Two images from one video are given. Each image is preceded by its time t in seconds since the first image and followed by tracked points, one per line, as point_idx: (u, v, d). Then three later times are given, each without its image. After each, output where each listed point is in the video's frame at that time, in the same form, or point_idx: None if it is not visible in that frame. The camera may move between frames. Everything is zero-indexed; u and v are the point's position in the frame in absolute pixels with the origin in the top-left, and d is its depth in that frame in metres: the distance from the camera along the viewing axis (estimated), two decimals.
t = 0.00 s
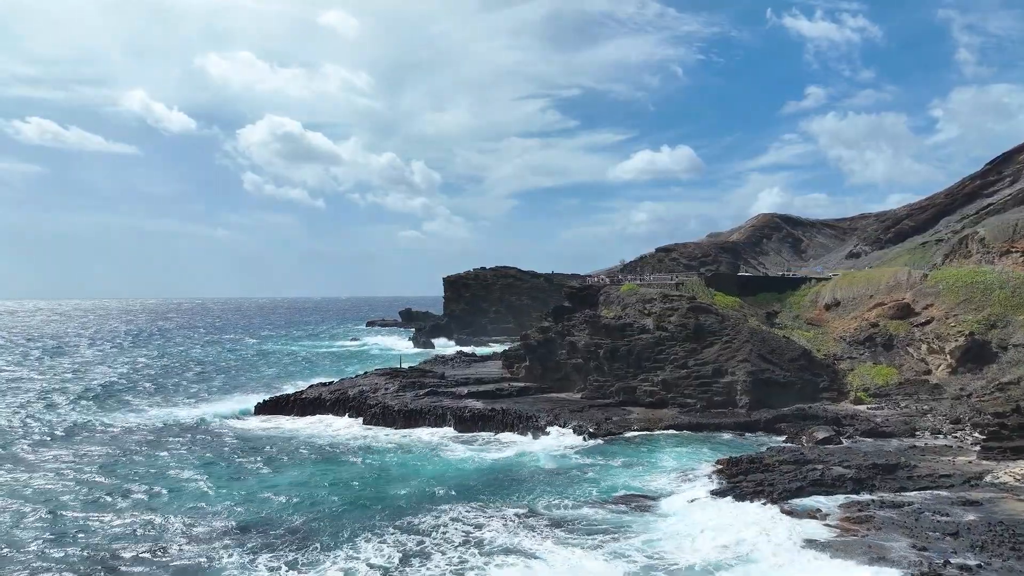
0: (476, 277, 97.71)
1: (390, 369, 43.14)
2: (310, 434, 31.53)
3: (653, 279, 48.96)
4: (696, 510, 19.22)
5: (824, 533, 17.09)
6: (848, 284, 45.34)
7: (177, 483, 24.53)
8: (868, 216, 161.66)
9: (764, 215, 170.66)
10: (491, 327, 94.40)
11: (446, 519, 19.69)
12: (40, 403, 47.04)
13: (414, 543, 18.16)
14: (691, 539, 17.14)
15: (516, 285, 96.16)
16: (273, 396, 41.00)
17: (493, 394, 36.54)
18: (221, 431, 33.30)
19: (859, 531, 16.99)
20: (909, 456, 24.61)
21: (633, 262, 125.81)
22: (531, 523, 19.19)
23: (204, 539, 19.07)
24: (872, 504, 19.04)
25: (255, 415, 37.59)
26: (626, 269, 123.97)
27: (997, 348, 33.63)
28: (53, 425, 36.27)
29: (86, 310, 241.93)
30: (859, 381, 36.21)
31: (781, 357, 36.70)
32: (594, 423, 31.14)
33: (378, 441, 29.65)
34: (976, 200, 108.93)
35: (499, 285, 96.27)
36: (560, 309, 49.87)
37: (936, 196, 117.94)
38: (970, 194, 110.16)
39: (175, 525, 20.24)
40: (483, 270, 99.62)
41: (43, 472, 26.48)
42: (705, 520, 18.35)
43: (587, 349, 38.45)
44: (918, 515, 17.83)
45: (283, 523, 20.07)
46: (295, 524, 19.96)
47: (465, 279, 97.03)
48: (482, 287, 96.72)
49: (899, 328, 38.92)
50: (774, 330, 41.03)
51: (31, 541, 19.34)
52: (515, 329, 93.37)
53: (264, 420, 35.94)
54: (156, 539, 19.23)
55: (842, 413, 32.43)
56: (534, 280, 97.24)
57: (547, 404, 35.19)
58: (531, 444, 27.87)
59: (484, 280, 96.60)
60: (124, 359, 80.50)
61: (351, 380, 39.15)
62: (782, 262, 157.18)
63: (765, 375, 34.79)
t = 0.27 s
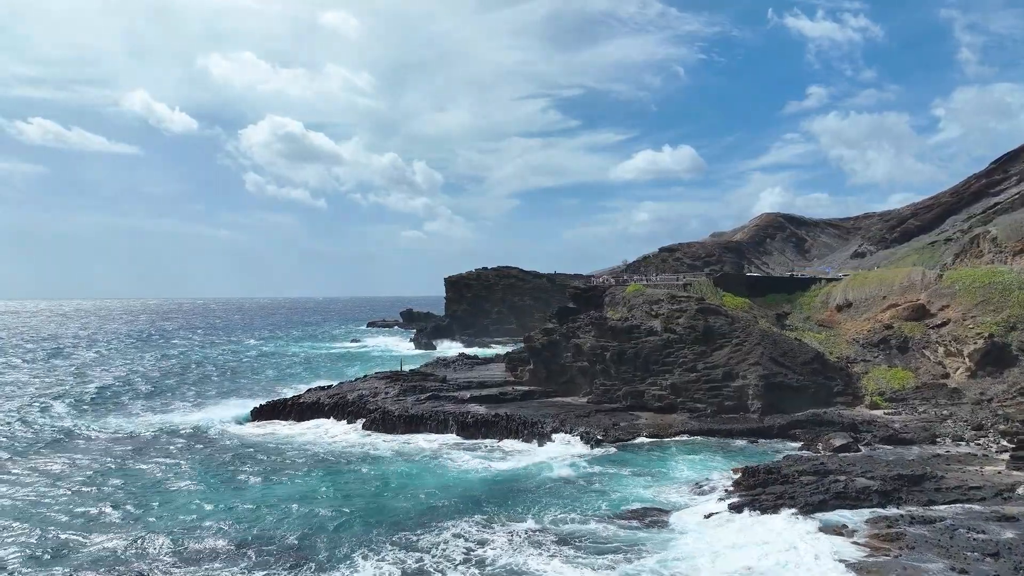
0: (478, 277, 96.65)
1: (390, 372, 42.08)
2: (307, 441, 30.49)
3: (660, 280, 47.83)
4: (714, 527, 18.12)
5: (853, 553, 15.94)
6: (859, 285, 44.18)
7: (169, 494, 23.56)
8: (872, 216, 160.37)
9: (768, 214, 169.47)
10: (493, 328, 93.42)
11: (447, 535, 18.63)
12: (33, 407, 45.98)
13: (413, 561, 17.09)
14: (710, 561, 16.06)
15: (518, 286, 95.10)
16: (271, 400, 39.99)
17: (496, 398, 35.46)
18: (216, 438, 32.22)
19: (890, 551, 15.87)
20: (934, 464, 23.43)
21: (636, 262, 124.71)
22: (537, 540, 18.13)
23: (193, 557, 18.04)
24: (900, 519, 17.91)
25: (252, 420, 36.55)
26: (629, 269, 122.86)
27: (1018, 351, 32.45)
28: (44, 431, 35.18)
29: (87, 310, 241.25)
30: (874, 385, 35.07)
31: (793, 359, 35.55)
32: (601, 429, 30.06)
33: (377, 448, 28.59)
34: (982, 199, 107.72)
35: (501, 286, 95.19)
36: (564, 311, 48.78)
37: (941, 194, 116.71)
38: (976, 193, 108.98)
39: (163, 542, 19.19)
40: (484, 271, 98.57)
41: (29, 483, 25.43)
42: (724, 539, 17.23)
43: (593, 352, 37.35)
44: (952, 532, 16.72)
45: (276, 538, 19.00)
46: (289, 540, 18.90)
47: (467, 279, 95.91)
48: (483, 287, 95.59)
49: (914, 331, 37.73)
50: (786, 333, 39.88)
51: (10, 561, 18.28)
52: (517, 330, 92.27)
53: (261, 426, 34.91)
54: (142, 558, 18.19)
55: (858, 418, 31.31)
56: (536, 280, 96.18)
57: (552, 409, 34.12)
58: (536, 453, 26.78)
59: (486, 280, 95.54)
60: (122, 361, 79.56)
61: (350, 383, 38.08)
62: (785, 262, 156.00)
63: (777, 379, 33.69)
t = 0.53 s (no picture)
0: (480, 277, 95.60)
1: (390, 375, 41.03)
2: (304, 448, 29.47)
3: (666, 280, 46.71)
4: (733, 545, 17.07)
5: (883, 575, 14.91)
6: (871, 285, 43.06)
7: (157, 507, 22.53)
8: (876, 215, 159.13)
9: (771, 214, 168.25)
10: (495, 328, 92.52)
11: (448, 552, 17.59)
12: (25, 412, 44.99)
13: None
14: None
15: (520, 286, 94.08)
16: (269, 404, 38.99)
17: (499, 402, 34.41)
18: (210, 444, 31.23)
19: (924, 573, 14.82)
20: (959, 474, 22.35)
21: (639, 262, 123.60)
22: (544, 557, 17.08)
23: None
24: (931, 536, 16.85)
25: (249, 425, 35.53)
26: (632, 270, 121.78)
27: None
28: (33, 438, 34.18)
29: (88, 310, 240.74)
30: (889, 389, 34.00)
31: (806, 362, 34.45)
32: (609, 436, 29.02)
33: (376, 456, 27.56)
34: (988, 198, 106.47)
35: (503, 286, 94.12)
36: (568, 312, 47.71)
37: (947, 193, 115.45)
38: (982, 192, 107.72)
39: (148, 559, 18.19)
40: (486, 271, 97.51)
41: (13, 494, 24.44)
42: (744, 558, 16.18)
43: (598, 354, 36.28)
44: (988, 552, 15.66)
45: (267, 555, 17.99)
46: (281, 556, 17.89)
47: (468, 280, 94.71)
48: (485, 288, 94.43)
49: (929, 333, 36.63)
50: (796, 335, 38.80)
51: None
52: (519, 331, 91.23)
53: (257, 431, 33.88)
54: None
55: (874, 423, 30.24)
56: (538, 280, 95.04)
57: (557, 414, 33.06)
58: (542, 461, 25.72)
59: (488, 280, 94.62)
60: (120, 363, 78.71)
61: (349, 387, 37.06)
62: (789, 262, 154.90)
63: (790, 383, 32.61)
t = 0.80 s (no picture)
0: (481, 277, 94.66)
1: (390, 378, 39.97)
2: (299, 456, 28.43)
3: (672, 280, 45.58)
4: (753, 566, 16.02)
5: None
6: (883, 286, 41.97)
7: (142, 519, 21.61)
8: (879, 215, 157.90)
9: (774, 213, 167.13)
10: (497, 328, 91.44)
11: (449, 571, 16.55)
12: (15, 416, 43.94)
13: None
14: None
15: (521, 286, 93.08)
16: (265, 408, 37.99)
17: (501, 407, 33.34)
18: (203, 451, 30.20)
19: None
20: (986, 485, 21.27)
21: (641, 262, 122.50)
22: None
23: None
24: (965, 556, 15.76)
25: (244, 430, 34.46)
26: (635, 270, 120.69)
27: None
28: (21, 443, 33.15)
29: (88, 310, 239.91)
30: (904, 393, 32.93)
31: (818, 366, 33.36)
32: (615, 442, 27.96)
33: (374, 464, 26.52)
34: (994, 197, 105.30)
35: (505, 286, 93.11)
36: (572, 313, 46.59)
37: (952, 192, 114.18)
38: (987, 191, 106.54)
39: None
40: (488, 270, 96.48)
41: None
42: None
43: (604, 357, 35.21)
44: None
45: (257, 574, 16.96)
46: None
47: (469, 280, 93.75)
48: (487, 287, 93.37)
49: (945, 335, 35.53)
50: (807, 337, 37.71)
51: None
52: (522, 331, 90.08)
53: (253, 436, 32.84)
54: None
55: (890, 428, 29.15)
56: (540, 280, 94.07)
57: (562, 419, 31.97)
58: (547, 469, 24.69)
59: (489, 280, 93.58)
60: (118, 365, 77.88)
61: (347, 391, 35.98)
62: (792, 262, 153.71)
63: (801, 387, 31.52)
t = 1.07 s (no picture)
0: (482, 277, 93.69)
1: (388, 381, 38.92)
2: (294, 464, 27.40)
3: (678, 281, 44.53)
4: None
5: None
6: (894, 287, 40.92)
7: (129, 533, 20.64)
8: (882, 214, 156.81)
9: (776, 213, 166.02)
10: (497, 329, 90.26)
11: None
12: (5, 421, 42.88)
13: None
14: None
15: (522, 286, 92.13)
16: (261, 412, 36.96)
17: (504, 412, 32.30)
18: (195, 458, 29.19)
19: None
20: (1015, 497, 20.23)
21: (643, 262, 121.50)
22: None
23: None
24: None
25: (238, 434, 33.44)
26: (636, 270, 119.70)
27: None
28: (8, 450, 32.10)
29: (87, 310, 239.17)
30: (920, 397, 31.88)
31: (831, 369, 32.31)
32: (622, 450, 26.92)
33: (372, 473, 25.51)
34: (998, 196, 104.23)
35: (506, 286, 92.12)
36: (575, 314, 45.54)
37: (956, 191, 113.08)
38: (992, 190, 105.47)
39: None
40: (488, 270, 95.50)
41: None
42: None
43: (609, 360, 34.16)
44: None
45: None
46: None
47: (470, 280, 92.77)
48: (487, 287, 92.44)
49: (960, 337, 34.46)
50: (818, 339, 36.66)
51: None
52: (523, 332, 89.07)
53: (247, 442, 31.84)
54: None
55: (907, 434, 28.09)
56: (541, 280, 93.10)
57: (566, 424, 30.93)
58: (552, 479, 23.66)
59: (490, 280, 92.63)
60: (115, 366, 76.99)
61: (344, 395, 34.95)
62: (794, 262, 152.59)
63: (814, 392, 30.48)
